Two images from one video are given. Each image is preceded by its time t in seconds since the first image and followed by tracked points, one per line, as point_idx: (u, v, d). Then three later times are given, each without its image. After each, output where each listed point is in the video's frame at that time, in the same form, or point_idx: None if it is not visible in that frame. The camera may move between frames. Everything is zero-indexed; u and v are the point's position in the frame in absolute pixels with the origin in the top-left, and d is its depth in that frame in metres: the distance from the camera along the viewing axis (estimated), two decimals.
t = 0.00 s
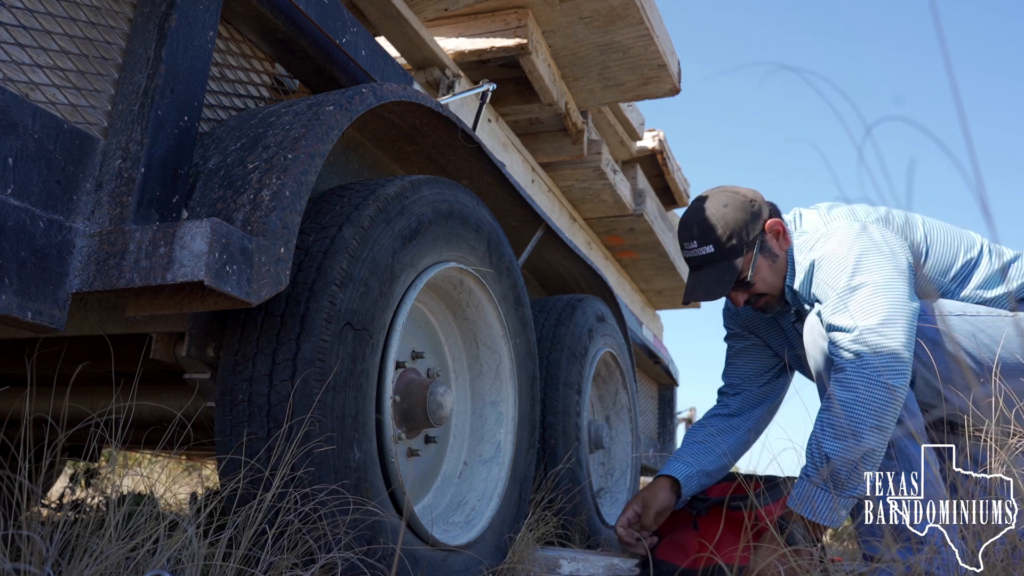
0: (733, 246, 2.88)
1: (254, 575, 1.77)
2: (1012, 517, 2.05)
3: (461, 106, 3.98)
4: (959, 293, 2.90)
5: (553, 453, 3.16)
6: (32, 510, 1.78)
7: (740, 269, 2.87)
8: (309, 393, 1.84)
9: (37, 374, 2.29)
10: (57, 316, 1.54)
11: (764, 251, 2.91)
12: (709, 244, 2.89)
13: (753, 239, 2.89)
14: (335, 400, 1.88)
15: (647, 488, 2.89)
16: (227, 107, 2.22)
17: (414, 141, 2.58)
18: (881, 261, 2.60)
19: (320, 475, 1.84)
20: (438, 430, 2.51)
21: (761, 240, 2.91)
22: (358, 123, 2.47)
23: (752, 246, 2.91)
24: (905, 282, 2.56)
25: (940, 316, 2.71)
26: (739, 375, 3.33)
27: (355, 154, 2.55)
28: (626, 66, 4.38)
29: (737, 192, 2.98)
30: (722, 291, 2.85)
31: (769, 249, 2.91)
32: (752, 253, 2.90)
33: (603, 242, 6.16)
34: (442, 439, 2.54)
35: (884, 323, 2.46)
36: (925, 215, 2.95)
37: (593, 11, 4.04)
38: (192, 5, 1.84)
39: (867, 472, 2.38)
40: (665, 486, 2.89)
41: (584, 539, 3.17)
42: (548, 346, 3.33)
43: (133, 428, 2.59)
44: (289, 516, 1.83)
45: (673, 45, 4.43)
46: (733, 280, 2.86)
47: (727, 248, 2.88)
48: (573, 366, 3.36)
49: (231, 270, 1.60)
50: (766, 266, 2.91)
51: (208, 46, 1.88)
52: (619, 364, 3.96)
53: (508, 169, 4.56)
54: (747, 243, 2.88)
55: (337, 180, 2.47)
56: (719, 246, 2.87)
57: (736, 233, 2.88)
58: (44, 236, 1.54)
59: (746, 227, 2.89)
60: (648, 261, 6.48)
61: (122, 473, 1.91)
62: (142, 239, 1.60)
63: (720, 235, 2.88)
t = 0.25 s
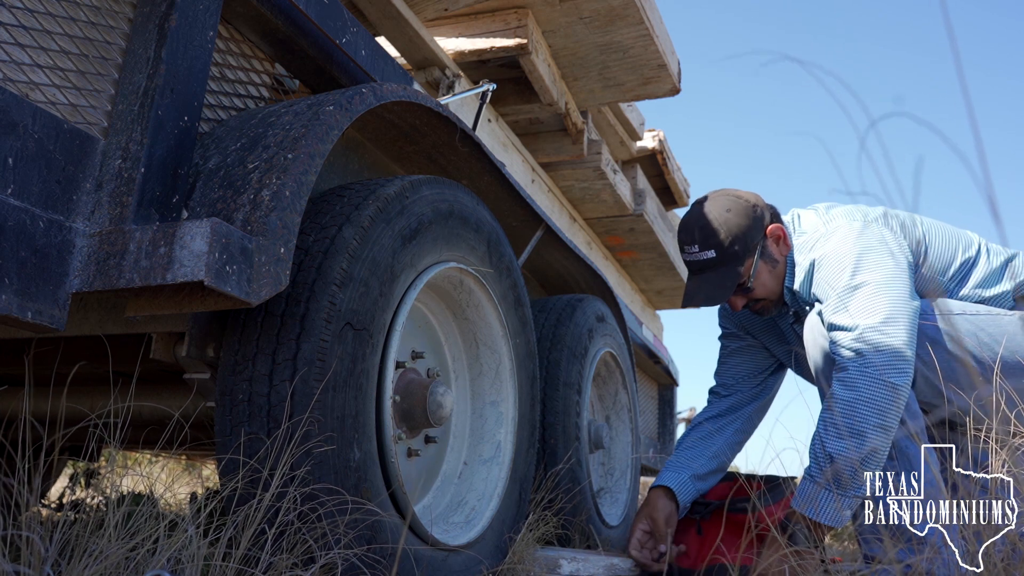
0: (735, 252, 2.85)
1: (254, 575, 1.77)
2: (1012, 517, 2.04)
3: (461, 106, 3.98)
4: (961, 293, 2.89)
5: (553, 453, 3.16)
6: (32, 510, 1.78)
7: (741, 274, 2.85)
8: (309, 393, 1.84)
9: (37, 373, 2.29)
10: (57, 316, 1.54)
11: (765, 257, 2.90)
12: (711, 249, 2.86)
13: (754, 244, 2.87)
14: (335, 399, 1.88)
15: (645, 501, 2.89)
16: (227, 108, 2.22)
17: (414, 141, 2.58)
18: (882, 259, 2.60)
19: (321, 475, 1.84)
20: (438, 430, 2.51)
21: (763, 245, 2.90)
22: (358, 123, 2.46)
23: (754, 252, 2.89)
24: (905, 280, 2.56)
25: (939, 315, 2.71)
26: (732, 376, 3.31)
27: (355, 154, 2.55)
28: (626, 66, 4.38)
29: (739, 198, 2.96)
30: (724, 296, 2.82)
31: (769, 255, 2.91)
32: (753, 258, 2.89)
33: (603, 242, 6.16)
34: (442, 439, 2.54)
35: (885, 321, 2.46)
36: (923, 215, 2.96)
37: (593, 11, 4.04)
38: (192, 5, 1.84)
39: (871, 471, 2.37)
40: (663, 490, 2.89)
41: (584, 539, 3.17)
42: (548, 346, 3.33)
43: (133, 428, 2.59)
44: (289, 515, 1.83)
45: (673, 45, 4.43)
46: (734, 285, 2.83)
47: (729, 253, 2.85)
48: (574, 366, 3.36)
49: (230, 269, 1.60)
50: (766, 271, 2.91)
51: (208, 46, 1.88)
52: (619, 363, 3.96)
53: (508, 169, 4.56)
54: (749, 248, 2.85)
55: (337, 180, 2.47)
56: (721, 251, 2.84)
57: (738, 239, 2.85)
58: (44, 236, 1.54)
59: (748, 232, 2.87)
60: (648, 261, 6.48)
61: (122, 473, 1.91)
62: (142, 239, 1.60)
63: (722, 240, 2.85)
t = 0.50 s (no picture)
0: (735, 257, 2.84)
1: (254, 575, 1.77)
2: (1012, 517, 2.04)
3: (461, 106, 3.99)
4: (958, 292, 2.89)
5: (553, 453, 3.16)
6: (32, 511, 1.78)
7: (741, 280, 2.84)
8: (309, 393, 1.84)
9: (38, 373, 2.29)
10: (57, 316, 1.54)
11: (764, 262, 2.90)
12: (710, 255, 2.84)
13: (754, 249, 2.86)
14: (335, 399, 1.88)
15: (642, 510, 2.87)
16: (227, 108, 2.22)
17: (414, 141, 2.58)
18: (881, 259, 2.60)
19: (320, 475, 1.84)
20: (438, 430, 2.51)
21: (762, 250, 2.90)
22: (358, 123, 2.47)
23: (753, 257, 2.89)
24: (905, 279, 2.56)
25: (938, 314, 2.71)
26: (729, 377, 3.30)
27: (355, 154, 2.55)
28: (626, 66, 4.38)
29: (738, 203, 2.95)
30: (723, 301, 2.82)
31: (769, 259, 2.90)
32: (752, 263, 2.88)
33: (603, 242, 6.16)
34: (442, 439, 2.54)
35: (886, 320, 2.46)
36: (920, 215, 2.96)
37: (593, 11, 4.04)
38: (192, 5, 1.84)
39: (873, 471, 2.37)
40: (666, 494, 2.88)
41: (584, 539, 3.18)
42: (548, 346, 3.33)
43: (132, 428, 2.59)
44: (289, 515, 1.83)
45: (673, 45, 4.43)
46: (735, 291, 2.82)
47: (728, 259, 2.84)
48: (574, 366, 3.36)
49: (231, 270, 1.60)
50: (764, 276, 2.91)
51: (208, 46, 1.88)
52: (619, 363, 3.96)
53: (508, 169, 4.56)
54: (749, 253, 2.83)
55: (337, 180, 2.47)
56: (721, 256, 2.83)
57: (738, 244, 2.84)
58: (44, 236, 1.54)
59: (747, 238, 2.86)
60: (648, 261, 6.48)
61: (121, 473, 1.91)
62: (142, 239, 1.60)
63: (723, 245, 2.84)
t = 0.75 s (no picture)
0: (731, 257, 2.86)
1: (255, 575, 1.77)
2: (1012, 517, 2.04)
3: (461, 106, 3.98)
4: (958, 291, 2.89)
5: (553, 453, 3.16)
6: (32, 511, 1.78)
7: (737, 279, 2.86)
8: (309, 393, 1.84)
9: (38, 373, 2.29)
10: (57, 316, 1.54)
11: (760, 260, 2.90)
12: (706, 254, 2.87)
13: (749, 248, 2.87)
14: (335, 400, 1.88)
15: (654, 517, 2.84)
16: (227, 108, 2.22)
17: (414, 141, 2.58)
18: (880, 260, 2.60)
19: (320, 475, 1.84)
20: (438, 430, 2.51)
21: (758, 249, 2.89)
22: (358, 123, 2.47)
23: (749, 255, 2.89)
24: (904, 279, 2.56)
25: (937, 314, 2.72)
26: (729, 375, 3.30)
27: (355, 154, 2.55)
28: (626, 66, 4.38)
29: (735, 201, 2.95)
30: (720, 300, 2.83)
31: (766, 258, 2.90)
32: (749, 262, 2.89)
33: (603, 242, 6.16)
34: (442, 439, 2.54)
35: (884, 319, 2.46)
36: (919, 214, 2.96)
37: (593, 11, 4.04)
38: (192, 4, 1.84)
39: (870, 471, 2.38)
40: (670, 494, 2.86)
41: (584, 539, 3.18)
42: (548, 346, 3.33)
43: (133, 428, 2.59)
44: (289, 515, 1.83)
45: (673, 45, 4.43)
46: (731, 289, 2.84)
47: (723, 258, 2.86)
48: (573, 366, 3.36)
49: (231, 270, 1.60)
50: (762, 274, 2.91)
51: (208, 46, 1.88)
52: (619, 364, 3.96)
53: (508, 169, 4.56)
54: (744, 252, 2.85)
55: (337, 180, 2.47)
56: (717, 256, 2.85)
57: (734, 242, 2.86)
58: (44, 236, 1.54)
59: (742, 236, 2.87)
60: (648, 261, 6.48)
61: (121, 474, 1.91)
62: (142, 239, 1.60)
63: (720, 243, 2.85)
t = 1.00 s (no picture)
0: (730, 257, 2.86)
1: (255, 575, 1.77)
2: (1013, 517, 2.03)
3: (461, 106, 3.98)
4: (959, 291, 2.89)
5: (553, 453, 3.16)
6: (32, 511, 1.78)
7: (737, 279, 2.85)
8: (309, 393, 1.84)
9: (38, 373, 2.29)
10: (57, 316, 1.54)
11: (759, 261, 2.90)
12: (705, 255, 2.87)
13: (748, 248, 2.87)
14: (335, 400, 1.88)
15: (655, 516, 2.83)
16: (227, 108, 2.22)
17: (414, 141, 2.58)
18: (880, 260, 2.60)
19: (321, 476, 1.84)
20: (438, 431, 2.51)
21: (757, 249, 2.90)
22: (358, 123, 2.46)
23: (748, 256, 2.89)
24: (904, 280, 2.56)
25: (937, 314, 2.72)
26: (729, 375, 3.30)
27: (355, 154, 2.55)
28: (626, 66, 4.38)
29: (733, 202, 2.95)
30: (719, 301, 2.83)
31: (765, 259, 2.90)
32: (748, 262, 2.89)
33: (603, 242, 6.16)
34: (442, 439, 2.54)
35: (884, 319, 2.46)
36: (919, 214, 2.96)
37: (593, 11, 4.04)
38: (192, 4, 1.84)
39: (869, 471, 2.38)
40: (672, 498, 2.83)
41: (584, 539, 3.18)
42: (548, 346, 3.33)
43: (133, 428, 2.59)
44: (289, 516, 1.83)
45: (673, 45, 4.43)
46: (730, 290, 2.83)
47: (723, 259, 2.86)
48: (573, 366, 3.36)
49: (231, 270, 1.60)
50: (761, 274, 2.91)
51: (208, 46, 1.88)
52: (619, 364, 3.96)
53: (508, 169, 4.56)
54: (743, 253, 2.85)
55: (337, 180, 2.47)
56: (716, 257, 2.85)
57: (733, 243, 2.86)
58: (44, 236, 1.54)
59: (741, 237, 2.87)
60: (648, 261, 6.48)
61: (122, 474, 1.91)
62: (142, 239, 1.60)
63: (719, 244, 2.85)
